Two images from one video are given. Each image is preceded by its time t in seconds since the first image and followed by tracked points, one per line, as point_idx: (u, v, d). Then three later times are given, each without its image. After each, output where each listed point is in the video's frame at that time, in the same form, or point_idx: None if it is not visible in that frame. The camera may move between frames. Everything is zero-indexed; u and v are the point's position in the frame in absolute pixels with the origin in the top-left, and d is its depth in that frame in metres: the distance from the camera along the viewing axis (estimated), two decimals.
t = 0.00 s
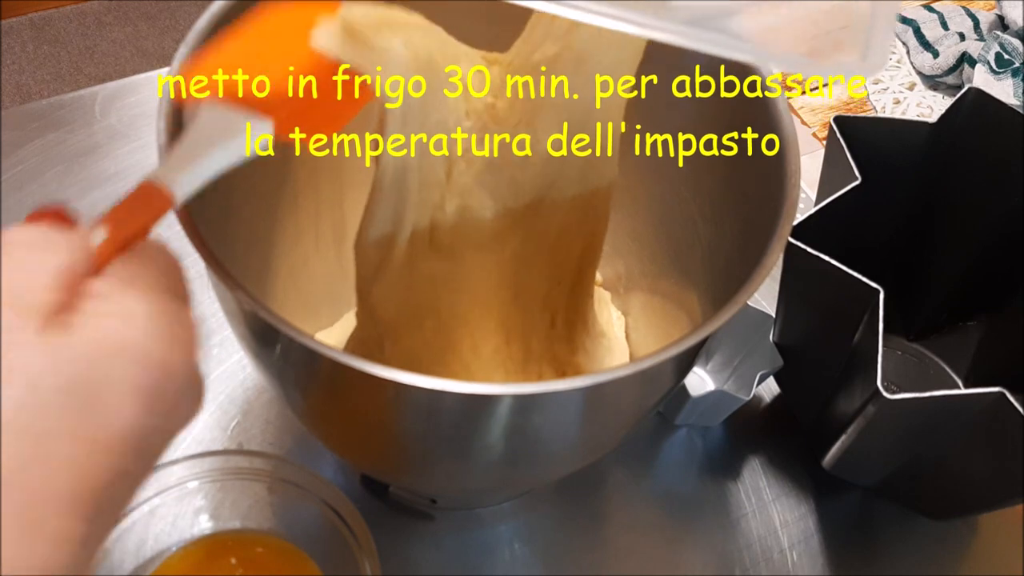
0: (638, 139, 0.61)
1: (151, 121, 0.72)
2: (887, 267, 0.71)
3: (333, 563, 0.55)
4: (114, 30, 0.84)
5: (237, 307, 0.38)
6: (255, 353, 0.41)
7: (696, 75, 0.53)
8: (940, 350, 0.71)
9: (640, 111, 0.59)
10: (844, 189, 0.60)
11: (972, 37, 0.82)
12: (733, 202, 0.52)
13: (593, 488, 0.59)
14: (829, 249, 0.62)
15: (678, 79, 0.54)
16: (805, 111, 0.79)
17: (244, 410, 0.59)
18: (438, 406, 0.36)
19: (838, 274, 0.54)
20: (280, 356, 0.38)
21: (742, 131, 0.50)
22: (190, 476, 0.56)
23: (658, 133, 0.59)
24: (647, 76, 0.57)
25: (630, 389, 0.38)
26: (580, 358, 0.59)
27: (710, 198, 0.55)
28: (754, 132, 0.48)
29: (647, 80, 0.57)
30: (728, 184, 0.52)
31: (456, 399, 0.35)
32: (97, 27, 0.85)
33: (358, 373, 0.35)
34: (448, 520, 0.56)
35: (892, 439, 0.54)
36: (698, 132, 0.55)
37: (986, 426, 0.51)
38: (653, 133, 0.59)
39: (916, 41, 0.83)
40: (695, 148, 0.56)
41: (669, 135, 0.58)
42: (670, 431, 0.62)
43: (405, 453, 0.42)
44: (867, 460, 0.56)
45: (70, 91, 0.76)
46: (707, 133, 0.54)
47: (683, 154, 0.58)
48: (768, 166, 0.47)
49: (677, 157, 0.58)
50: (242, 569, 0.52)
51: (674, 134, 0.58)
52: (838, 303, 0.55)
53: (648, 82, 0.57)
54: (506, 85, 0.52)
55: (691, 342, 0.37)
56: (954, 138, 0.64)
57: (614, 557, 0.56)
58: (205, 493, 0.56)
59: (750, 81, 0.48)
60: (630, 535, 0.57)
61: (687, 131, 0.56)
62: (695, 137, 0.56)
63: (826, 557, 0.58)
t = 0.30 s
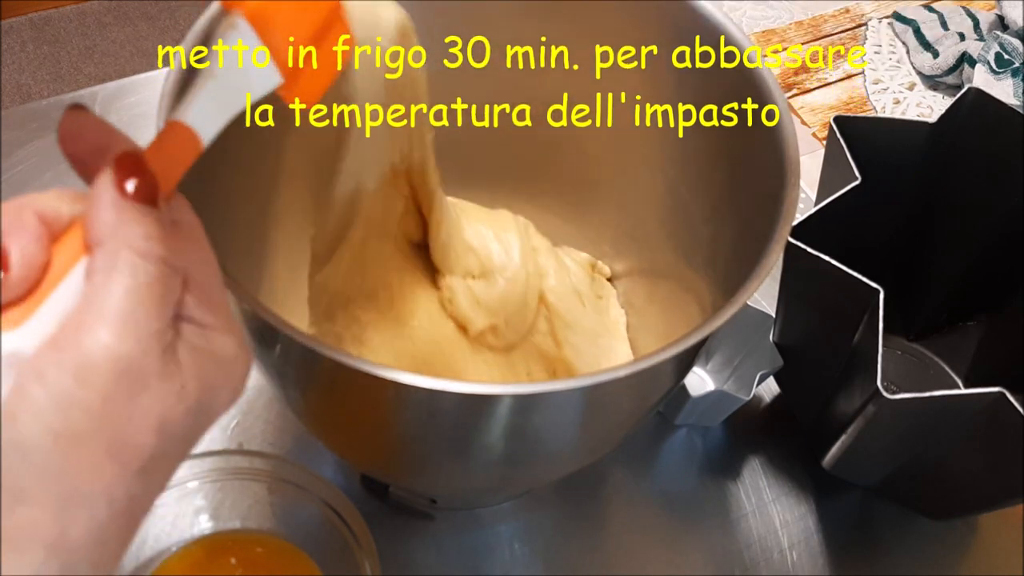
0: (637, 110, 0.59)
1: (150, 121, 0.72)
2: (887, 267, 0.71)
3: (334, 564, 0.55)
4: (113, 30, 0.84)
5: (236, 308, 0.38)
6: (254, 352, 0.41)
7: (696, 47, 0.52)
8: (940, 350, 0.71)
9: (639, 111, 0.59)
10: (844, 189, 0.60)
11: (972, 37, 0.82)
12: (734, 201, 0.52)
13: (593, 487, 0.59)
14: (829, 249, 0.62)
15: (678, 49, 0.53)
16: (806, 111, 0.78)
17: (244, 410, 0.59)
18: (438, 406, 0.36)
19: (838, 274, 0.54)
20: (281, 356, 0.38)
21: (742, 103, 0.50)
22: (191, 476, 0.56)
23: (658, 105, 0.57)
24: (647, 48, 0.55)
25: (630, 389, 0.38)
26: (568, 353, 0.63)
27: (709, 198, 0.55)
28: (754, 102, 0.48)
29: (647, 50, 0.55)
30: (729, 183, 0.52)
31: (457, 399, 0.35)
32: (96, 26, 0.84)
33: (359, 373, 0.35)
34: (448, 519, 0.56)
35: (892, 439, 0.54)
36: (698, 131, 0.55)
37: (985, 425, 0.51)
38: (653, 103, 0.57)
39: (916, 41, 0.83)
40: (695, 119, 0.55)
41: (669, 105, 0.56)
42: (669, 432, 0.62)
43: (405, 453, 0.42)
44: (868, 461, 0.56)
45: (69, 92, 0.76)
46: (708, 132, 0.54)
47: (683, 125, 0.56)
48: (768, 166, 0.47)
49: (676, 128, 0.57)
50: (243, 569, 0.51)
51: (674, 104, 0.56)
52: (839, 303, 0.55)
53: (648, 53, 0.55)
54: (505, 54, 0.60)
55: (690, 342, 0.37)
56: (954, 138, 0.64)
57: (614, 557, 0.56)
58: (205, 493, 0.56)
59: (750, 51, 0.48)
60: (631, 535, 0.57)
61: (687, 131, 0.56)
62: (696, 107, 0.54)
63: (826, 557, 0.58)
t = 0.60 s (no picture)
0: (637, 81, 0.58)
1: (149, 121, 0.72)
2: (887, 266, 0.71)
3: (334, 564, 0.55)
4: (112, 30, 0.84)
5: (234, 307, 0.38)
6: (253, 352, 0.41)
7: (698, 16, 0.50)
8: (940, 350, 0.71)
9: (639, 111, 0.59)
10: (844, 189, 0.60)
11: (972, 37, 0.82)
12: (734, 201, 0.52)
13: (593, 488, 0.59)
14: (829, 249, 0.62)
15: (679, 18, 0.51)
16: (806, 111, 0.78)
17: (244, 411, 0.59)
18: (439, 406, 0.36)
19: (837, 274, 0.54)
20: (281, 356, 0.38)
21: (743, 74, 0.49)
22: (190, 477, 0.56)
23: (658, 75, 0.56)
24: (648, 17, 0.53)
25: (630, 389, 0.38)
26: (566, 337, 0.59)
27: (709, 198, 0.55)
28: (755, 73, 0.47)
29: (648, 19, 0.53)
30: (729, 184, 0.52)
31: (456, 399, 0.35)
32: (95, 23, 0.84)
33: (359, 374, 0.35)
34: (448, 519, 0.56)
35: (892, 439, 0.54)
36: (698, 131, 0.55)
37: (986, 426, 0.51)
38: (653, 74, 0.56)
39: (916, 41, 0.82)
40: (695, 89, 0.54)
41: (669, 76, 0.55)
42: (669, 431, 0.62)
43: (404, 453, 0.42)
44: (868, 461, 0.56)
45: (68, 92, 0.76)
46: (708, 132, 0.54)
47: (683, 95, 0.55)
48: (768, 166, 0.47)
49: (677, 98, 0.56)
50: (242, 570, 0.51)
51: (674, 74, 0.55)
52: (840, 303, 0.55)
53: (648, 23, 0.54)
54: (506, 26, 0.57)
55: (691, 342, 0.37)
56: (955, 137, 0.64)
57: (614, 557, 0.56)
58: (205, 493, 0.56)
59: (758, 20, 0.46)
60: (631, 535, 0.57)
61: (686, 131, 0.56)
62: (695, 77, 0.53)
63: (826, 557, 0.58)
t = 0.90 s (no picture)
0: (637, 51, 0.56)
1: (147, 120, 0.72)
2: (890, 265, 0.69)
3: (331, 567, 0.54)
4: (111, 28, 0.84)
5: (232, 307, 0.37)
6: (249, 351, 0.41)
7: None
8: (944, 350, 0.71)
9: (640, 110, 0.58)
10: (848, 188, 0.59)
11: (976, 34, 0.82)
12: (735, 200, 0.51)
13: (592, 489, 0.59)
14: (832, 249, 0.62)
15: None
16: (808, 109, 0.77)
17: (241, 411, 0.58)
18: (437, 407, 0.35)
19: (840, 274, 0.53)
20: (277, 356, 0.38)
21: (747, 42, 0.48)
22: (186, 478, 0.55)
23: (658, 45, 0.54)
24: None
25: (630, 389, 0.37)
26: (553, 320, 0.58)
27: (710, 197, 0.55)
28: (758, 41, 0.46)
29: None
30: (731, 182, 0.52)
31: (455, 400, 0.34)
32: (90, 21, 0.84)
33: (355, 374, 0.34)
34: (447, 521, 0.56)
35: (895, 440, 0.53)
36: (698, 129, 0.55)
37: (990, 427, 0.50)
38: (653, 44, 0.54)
39: (920, 39, 0.83)
40: (696, 61, 0.52)
41: (669, 46, 0.53)
42: (671, 433, 0.62)
43: (402, 454, 0.41)
44: (872, 462, 0.56)
45: (65, 90, 0.76)
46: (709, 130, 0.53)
47: (683, 66, 0.53)
48: (770, 164, 0.46)
49: (677, 70, 0.54)
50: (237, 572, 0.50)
51: (674, 44, 0.53)
52: (844, 303, 0.54)
53: None
54: None
55: (693, 342, 0.36)
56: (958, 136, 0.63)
57: (614, 558, 0.56)
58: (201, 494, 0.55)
59: None
60: (632, 537, 0.57)
61: (688, 130, 0.56)
62: (695, 47, 0.51)
63: (829, 559, 0.57)
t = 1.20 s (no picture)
0: (638, 22, 0.54)
1: (146, 120, 0.72)
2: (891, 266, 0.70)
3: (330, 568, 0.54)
4: (109, 28, 0.84)
5: (231, 308, 0.37)
6: (249, 352, 0.41)
7: None
8: (944, 350, 0.70)
9: (640, 110, 0.58)
10: (849, 188, 0.59)
11: (977, 34, 0.82)
12: (735, 200, 0.51)
13: (593, 490, 0.58)
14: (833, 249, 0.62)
15: None
16: (809, 109, 0.77)
17: (240, 411, 0.58)
18: (437, 407, 0.35)
19: (841, 274, 0.53)
20: (277, 357, 0.38)
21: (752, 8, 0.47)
22: (186, 479, 0.55)
23: (659, 15, 0.53)
24: None
25: (631, 389, 0.37)
26: (550, 317, 0.58)
27: (710, 197, 0.55)
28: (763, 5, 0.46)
29: None
30: (731, 183, 0.52)
31: (455, 400, 0.34)
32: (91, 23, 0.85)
33: (357, 374, 0.34)
34: (447, 522, 0.56)
35: (896, 440, 0.53)
36: (699, 129, 0.55)
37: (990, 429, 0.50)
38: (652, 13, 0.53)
39: (920, 39, 0.83)
40: (696, 32, 0.51)
41: (669, 16, 0.52)
42: (671, 434, 0.62)
43: (402, 455, 0.41)
44: (873, 462, 0.56)
45: (63, 90, 0.76)
46: (710, 131, 0.53)
47: (683, 37, 0.52)
48: (769, 165, 0.46)
49: (677, 41, 0.53)
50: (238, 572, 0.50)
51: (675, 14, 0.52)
52: (844, 303, 0.54)
53: None
54: None
55: (692, 342, 0.36)
56: (958, 136, 0.63)
57: (615, 558, 0.56)
58: (202, 495, 0.55)
59: None
60: (632, 537, 0.57)
61: (688, 129, 0.56)
62: (695, 18, 0.50)
63: (829, 559, 0.57)
